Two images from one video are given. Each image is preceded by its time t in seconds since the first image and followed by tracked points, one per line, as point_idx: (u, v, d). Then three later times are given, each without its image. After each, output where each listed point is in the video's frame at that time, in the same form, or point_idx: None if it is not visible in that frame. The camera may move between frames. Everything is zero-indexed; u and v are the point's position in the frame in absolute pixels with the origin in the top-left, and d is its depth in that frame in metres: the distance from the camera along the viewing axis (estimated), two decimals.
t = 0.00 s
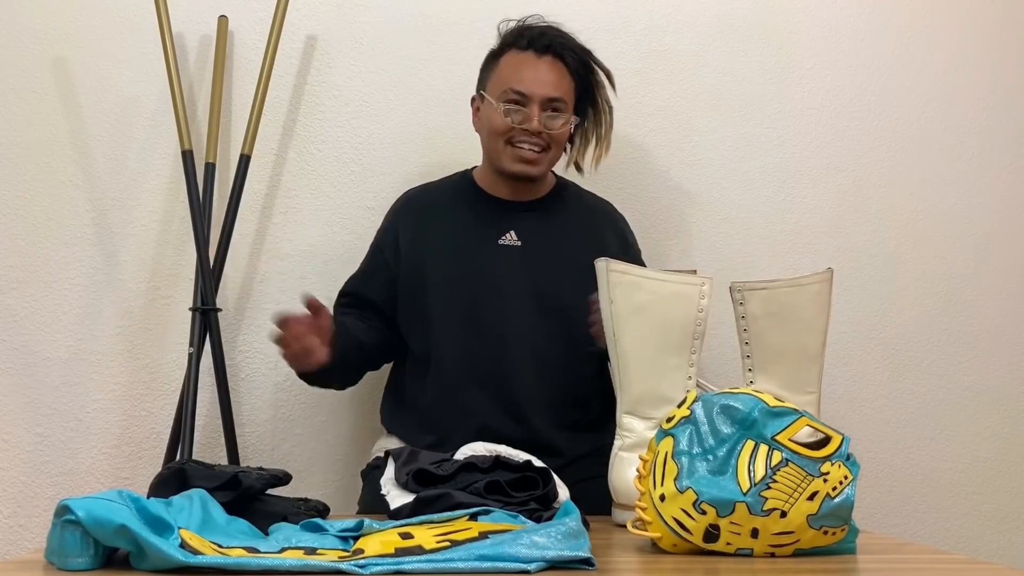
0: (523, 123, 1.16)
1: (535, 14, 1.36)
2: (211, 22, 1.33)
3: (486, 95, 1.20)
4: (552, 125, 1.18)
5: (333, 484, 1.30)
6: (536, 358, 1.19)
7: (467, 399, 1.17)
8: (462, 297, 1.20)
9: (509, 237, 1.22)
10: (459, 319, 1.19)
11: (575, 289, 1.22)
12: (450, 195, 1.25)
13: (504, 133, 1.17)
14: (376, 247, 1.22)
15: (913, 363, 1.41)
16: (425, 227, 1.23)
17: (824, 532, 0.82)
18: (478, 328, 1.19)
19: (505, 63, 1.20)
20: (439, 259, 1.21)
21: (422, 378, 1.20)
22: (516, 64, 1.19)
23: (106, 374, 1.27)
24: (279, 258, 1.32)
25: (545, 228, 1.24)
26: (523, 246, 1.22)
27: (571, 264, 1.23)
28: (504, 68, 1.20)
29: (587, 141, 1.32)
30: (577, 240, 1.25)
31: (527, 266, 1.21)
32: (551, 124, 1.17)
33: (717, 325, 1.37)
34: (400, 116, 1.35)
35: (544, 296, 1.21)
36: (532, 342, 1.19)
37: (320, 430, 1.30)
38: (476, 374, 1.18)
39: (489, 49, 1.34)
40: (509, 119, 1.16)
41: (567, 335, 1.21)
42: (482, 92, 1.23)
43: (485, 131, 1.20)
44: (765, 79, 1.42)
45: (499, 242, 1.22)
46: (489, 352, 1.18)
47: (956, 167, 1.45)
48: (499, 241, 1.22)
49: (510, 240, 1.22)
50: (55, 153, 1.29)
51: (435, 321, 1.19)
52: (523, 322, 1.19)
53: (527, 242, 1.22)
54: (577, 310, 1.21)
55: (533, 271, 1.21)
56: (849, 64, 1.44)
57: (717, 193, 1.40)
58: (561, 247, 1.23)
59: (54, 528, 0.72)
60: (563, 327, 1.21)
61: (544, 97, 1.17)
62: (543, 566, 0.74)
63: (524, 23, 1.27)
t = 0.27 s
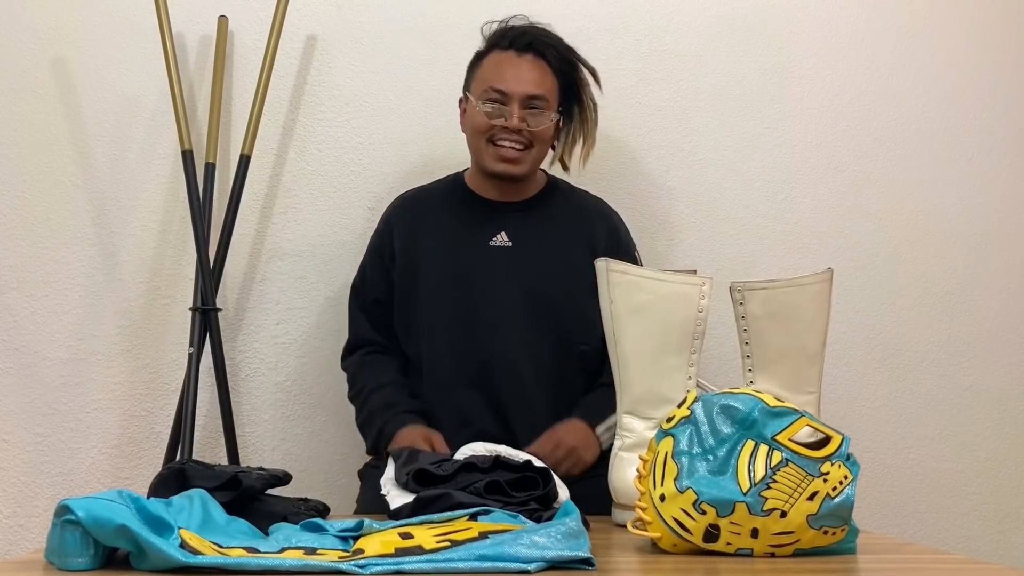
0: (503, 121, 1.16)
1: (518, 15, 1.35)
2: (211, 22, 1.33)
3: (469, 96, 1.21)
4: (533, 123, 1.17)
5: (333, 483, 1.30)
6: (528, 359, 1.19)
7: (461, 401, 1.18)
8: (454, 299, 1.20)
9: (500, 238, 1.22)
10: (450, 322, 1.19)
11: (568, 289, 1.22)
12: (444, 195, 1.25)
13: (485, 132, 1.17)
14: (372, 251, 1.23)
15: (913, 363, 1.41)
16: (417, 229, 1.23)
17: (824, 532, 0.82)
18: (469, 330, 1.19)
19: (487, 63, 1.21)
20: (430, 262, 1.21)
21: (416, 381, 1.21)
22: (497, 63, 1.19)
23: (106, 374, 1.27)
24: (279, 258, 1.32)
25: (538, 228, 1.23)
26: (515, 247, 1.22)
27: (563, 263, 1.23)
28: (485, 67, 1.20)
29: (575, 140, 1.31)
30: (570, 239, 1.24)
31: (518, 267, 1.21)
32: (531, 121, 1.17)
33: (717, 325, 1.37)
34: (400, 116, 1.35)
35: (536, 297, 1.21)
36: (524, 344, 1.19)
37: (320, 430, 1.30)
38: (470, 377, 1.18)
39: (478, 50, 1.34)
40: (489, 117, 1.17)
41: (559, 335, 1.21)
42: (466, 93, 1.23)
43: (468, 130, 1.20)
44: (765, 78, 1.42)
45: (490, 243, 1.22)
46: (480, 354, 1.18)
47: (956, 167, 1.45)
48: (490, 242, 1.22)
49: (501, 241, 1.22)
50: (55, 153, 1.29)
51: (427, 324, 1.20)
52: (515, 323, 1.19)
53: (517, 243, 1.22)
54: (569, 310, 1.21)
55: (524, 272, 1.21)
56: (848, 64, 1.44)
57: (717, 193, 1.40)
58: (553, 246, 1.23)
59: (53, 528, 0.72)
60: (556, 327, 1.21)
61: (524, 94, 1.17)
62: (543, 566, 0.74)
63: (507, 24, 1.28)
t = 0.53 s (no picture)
0: (487, 121, 1.16)
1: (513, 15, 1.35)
2: (211, 22, 1.33)
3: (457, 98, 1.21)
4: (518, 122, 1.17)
5: (333, 483, 1.30)
6: (527, 359, 1.19)
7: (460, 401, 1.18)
8: (453, 299, 1.20)
9: (499, 238, 1.22)
10: (450, 323, 1.19)
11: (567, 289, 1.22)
12: (444, 194, 1.25)
13: (470, 133, 1.18)
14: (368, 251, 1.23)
15: (913, 363, 1.41)
16: (415, 229, 1.23)
17: (824, 532, 0.82)
18: (469, 330, 1.19)
19: (475, 65, 1.21)
20: (429, 262, 1.21)
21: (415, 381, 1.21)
22: (484, 65, 1.20)
23: (106, 374, 1.27)
24: (279, 258, 1.32)
25: (537, 228, 1.24)
26: (514, 247, 1.22)
27: (562, 264, 1.23)
28: (473, 69, 1.21)
29: (569, 141, 1.31)
30: (569, 239, 1.24)
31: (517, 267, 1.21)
32: (516, 120, 1.17)
33: (717, 325, 1.37)
34: (400, 116, 1.35)
35: (535, 297, 1.21)
36: (523, 344, 1.19)
37: (320, 431, 1.30)
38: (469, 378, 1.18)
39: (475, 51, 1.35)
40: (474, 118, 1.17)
41: (558, 335, 1.21)
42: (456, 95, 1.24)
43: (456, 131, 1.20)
44: (765, 78, 1.42)
45: (489, 244, 1.22)
46: (479, 355, 1.18)
47: (956, 167, 1.45)
48: (489, 243, 1.22)
49: (500, 241, 1.22)
50: (55, 153, 1.29)
51: (426, 324, 1.20)
52: (514, 323, 1.19)
53: (516, 244, 1.22)
54: (568, 310, 1.22)
55: (523, 272, 1.21)
56: (848, 64, 1.44)
57: (717, 193, 1.40)
58: (552, 247, 1.23)
59: (53, 528, 0.72)
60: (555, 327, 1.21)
61: (509, 94, 1.17)
62: (543, 566, 0.74)
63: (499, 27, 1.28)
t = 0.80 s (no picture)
0: (489, 121, 1.16)
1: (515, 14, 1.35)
2: (211, 22, 1.33)
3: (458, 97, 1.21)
4: (519, 122, 1.17)
5: (333, 483, 1.30)
6: (527, 358, 1.19)
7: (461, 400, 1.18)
8: (453, 299, 1.20)
9: (499, 238, 1.22)
10: (450, 322, 1.19)
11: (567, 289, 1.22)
12: (444, 194, 1.25)
13: (471, 132, 1.18)
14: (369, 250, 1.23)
15: (913, 363, 1.41)
16: (415, 228, 1.23)
17: (824, 532, 0.82)
18: (468, 329, 1.19)
19: (475, 64, 1.21)
20: (429, 261, 1.21)
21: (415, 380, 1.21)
22: (485, 64, 1.20)
23: (106, 374, 1.27)
24: (279, 258, 1.32)
25: (537, 228, 1.24)
26: (514, 246, 1.22)
27: (562, 263, 1.23)
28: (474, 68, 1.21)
29: (570, 140, 1.31)
30: (569, 239, 1.24)
31: (517, 267, 1.21)
32: (518, 120, 1.17)
33: (717, 325, 1.37)
34: (400, 116, 1.35)
35: (535, 296, 1.21)
36: (523, 343, 1.19)
37: (320, 431, 1.30)
38: (469, 377, 1.18)
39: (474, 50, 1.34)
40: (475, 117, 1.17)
41: (557, 334, 1.22)
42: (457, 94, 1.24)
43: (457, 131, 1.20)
44: (765, 78, 1.42)
45: (489, 243, 1.22)
46: (480, 354, 1.18)
47: (956, 167, 1.45)
48: (489, 242, 1.22)
49: (500, 241, 1.22)
50: (55, 153, 1.29)
51: (425, 324, 1.20)
52: (514, 323, 1.19)
53: (517, 243, 1.22)
54: (568, 309, 1.22)
55: (523, 272, 1.21)
56: (849, 64, 1.44)
57: (717, 193, 1.40)
58: (552, 248, 1.23)
59: (53, 528, 0.72)
60: (555, 327, 1.21)
61: (510, 94, 1.17)
62: (543, 566, 0.74)
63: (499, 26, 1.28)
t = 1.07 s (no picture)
0: (499, 121, 1.16)
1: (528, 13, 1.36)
2: (211, 22, 1.33)
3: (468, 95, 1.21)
4: (529, 124, 1.17)
5: (332, 483, 1.30)
6: (527, 359, 1.19)
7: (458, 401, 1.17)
8: (455, 297, 1.20)
9: (502, 237, 1.22)
10: (452, 321, 1.19)
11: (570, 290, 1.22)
12: (447, 192, 1.25)
13: (480, 132, 1.18)
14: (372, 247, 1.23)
15: (913, 364, 1.41)
16: (419, 226, 1.23)
17: (824, 532, 0.82)
18: (470, 328, 1.19)
19: (487, 64, 1.21)
20: (432, 259, 1.21)
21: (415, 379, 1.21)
22: (496, 64, 1.20)
23: (106, 373, 1.27)
24: (279, 258, 1.32)
25: (540, 228, 1.24)
26: (517, 246, 1.22)
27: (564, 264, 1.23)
28: (486, 68, 1.21)
29: (578, 141, 1.31)
30: (570, 239, 1.24)
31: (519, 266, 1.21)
32: (528, 121, 1.17)
33: (717, 325, 1.37)
34: (400, 116, 1.35)
35: (538, 296, 1.21)
36: (524, 343, 1.19)
37: (320, 430, 1.30)
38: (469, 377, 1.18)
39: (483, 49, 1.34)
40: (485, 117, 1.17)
41: (559, 335, 1.22)
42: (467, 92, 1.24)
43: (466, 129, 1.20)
44: (765, 78, 1.42)
45: (492, 242, 1.22)
46: (481, 355, 1.18)
47: (956, 167, 1.45)
48: (492, 241, 1.22)
49: (503, 240, 1.22)
50: (55, 153, 1.29)
51: (427, 322, 1.20)
52: (516, 323, 1.19)
53: (520, 243, 1.22)
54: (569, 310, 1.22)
55: (526, 272, 1.21)
56: (849, 63, 1.44)
57: (717, 193, 1.40)
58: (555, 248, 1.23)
59: (54, 528, 0.72)
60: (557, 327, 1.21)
61: (521, 95, 1.17)
62: (543, 566, 0.74)
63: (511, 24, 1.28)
